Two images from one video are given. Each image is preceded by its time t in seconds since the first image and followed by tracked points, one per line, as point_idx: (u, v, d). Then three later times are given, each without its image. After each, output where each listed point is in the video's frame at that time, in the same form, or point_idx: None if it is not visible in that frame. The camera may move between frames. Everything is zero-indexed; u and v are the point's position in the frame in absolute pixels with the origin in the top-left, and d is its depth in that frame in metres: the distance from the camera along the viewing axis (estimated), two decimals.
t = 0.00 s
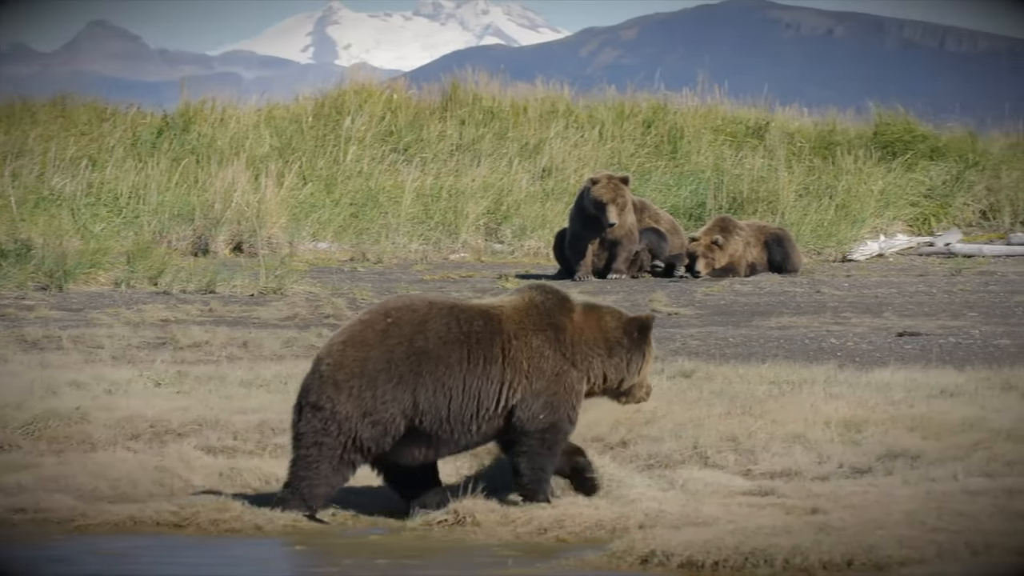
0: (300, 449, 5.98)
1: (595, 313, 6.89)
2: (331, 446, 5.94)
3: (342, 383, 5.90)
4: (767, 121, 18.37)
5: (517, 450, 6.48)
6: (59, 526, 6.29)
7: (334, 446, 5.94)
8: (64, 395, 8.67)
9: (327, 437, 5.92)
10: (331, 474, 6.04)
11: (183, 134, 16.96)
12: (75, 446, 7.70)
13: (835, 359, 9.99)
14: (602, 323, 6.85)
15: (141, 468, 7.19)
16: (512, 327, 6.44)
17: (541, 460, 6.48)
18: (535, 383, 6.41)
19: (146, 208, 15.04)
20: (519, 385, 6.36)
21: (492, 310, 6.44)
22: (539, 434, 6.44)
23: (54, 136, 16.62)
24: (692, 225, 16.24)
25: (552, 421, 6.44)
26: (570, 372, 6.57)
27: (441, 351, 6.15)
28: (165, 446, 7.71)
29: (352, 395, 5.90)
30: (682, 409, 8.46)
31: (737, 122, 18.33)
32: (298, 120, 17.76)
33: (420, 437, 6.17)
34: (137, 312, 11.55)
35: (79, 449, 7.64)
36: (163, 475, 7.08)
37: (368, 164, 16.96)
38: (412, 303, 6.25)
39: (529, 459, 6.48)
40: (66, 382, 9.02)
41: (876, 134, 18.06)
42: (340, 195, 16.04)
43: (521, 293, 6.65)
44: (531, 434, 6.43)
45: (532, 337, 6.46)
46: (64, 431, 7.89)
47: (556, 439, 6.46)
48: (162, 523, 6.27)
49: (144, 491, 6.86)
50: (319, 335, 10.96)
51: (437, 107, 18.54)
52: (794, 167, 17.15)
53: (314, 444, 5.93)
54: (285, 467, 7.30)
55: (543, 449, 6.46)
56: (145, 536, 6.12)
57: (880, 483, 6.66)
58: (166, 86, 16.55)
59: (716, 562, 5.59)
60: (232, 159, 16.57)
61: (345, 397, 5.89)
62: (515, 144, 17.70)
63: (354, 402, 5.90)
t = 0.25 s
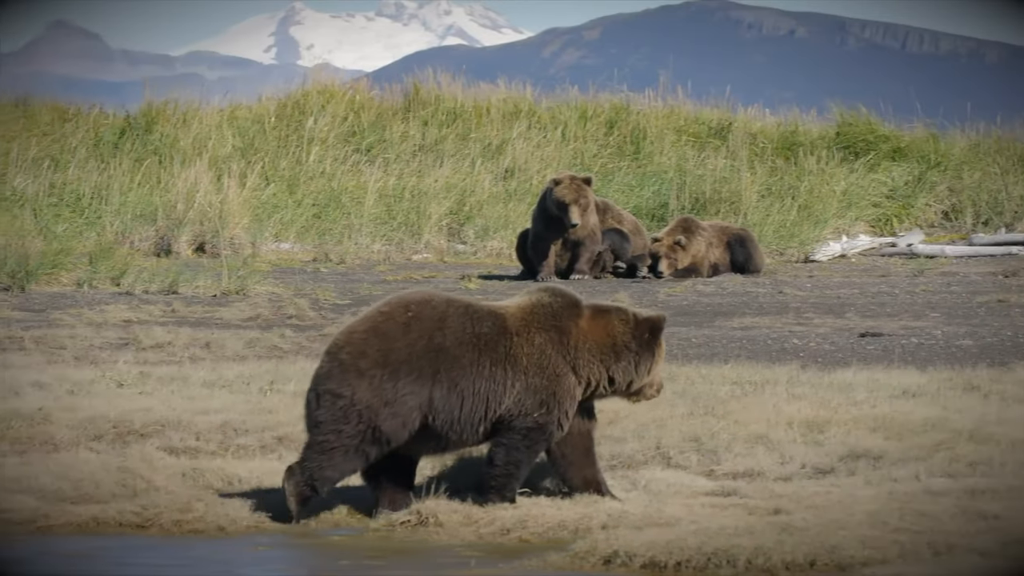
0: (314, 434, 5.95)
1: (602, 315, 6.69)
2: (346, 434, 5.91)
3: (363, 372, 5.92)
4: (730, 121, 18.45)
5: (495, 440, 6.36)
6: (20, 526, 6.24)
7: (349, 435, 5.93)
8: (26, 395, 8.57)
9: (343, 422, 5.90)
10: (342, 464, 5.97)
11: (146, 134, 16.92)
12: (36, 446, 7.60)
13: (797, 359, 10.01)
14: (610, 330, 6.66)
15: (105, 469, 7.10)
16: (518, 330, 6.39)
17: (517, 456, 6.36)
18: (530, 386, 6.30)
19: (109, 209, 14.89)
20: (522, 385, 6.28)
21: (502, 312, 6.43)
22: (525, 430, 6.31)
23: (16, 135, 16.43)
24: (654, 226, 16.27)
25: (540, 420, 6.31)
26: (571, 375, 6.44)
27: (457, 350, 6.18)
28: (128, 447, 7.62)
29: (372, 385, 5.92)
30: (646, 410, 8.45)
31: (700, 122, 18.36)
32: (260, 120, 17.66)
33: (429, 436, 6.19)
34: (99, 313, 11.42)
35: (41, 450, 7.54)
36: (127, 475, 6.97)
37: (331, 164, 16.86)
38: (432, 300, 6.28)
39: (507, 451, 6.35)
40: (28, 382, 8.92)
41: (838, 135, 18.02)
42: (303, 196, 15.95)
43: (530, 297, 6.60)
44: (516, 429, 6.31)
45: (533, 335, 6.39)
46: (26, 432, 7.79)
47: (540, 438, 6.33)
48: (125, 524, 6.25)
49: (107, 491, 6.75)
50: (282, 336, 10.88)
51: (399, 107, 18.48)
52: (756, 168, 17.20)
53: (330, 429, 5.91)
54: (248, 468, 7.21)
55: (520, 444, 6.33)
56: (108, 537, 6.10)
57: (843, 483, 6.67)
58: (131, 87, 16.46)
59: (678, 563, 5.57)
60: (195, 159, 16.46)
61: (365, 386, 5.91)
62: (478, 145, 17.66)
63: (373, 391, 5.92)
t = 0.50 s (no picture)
0: (368, 438, 5.89)
1: (608, 317, 6.65)
2: (401, 430, 5.90)
3: (395, 363, 5.87)
4: (700, 122, 18.29)
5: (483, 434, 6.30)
6: None
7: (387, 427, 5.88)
8: None
9: (394, 420, 5.87)
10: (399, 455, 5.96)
11: (115, 134, 16.86)
12: (4, 446, 7.50)
13: (767, 359, 10.02)
14: (614, 331, 6.61)
15: (75, 469, 7.03)
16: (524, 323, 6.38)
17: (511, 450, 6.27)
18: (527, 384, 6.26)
19: (78, 209, 14.79)
20: (523, 378, 6.25)
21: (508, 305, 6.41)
22: (519, 424, 6.25)
23: None
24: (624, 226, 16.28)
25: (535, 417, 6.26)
26: (570, 375, 6.41)
27: (475, 340, 6.16)
28: (97, 447, 7.54)
29: (405, 375, 5.89)
30: (616, 410, 8.44)
31: (671, 122, 18.36)
32: (230, 120, 17.56)
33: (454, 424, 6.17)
34: (69, 313, 11.32)
35: (10, 450, 7.45)
36: (97, 475, 6.90)
37: (301, 165, 16.77)
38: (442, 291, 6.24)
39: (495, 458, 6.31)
40: None
41: (808, 135, 17.99)
42: (273, 196, 15.85)
43: (539, 297, 6.59)
44: (504, 421, 6.25)
45: (537, 330, 6.36)
46: None
47: (534, 434, 6.27)
48: (95, 525, 6.24)
49: (76, 492, 6.69)
50: (252, 336, 10.80)
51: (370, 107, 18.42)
52: (726, 168, 17.21)
53: (383, 429, 5.86)
54: (219, 468, 7.14)
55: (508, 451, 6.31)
56: (77, 538, 6.10)
57: (813, 483, 6.67)
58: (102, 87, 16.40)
59: (649, 563, 5.56)
60: (165, 159, 16.36)
61: (400, 377, 5.87)
62: (448, 145, 17.60)
63: (407, 382, 5.89)
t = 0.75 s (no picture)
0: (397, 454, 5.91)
1: (611, 318, 6.72)
2: (428, 441, 5.93)
3: (415, 375, 5.86)
4: (665, 121, 18.41)
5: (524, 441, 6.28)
6: None
7: (414, 439, 5.90)
8: None
9: (420, 432, 5.90)
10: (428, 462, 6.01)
11: (81, 135, 16.74)
12: None
13: (734, 360, 10.03)
14: (617, 330, 6.68)
15: (40, 470, 6.96)
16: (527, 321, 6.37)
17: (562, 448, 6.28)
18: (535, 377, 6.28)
19: (43, 210, 14.54)
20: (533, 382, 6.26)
21: (511, 306, 6.38)
22: (543, 420, 6.27)
23: None
24: (590, 227, 16.36)
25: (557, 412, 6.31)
26: (584, 373, 6.45)
27: (484, 343, 6.14)
28: (62, 448, 7.46)
29: (426, 387, 5.88)
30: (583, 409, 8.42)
31: (636, 123, 18.39)
32: (196, 120, 17.46)
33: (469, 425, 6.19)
34: (33, 313, 11.21)
35: None
36: (63, 475, 6.84)
37: (267, 165, 16.67)
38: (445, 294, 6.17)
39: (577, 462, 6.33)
40: None
41: (774, 135, 17.97)
42: (239, 196, 15.75)
43: (542, 296, 6.58)
44: (535, 422, 6.26)
45: (542, 335, 6.35)
46: None
47: (564, 428, 6.31)
48: (61, 525, 6.22)
49: (40, 493, 6.63)
50: (218, 336, 10.72)
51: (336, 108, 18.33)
52: (692, 169, 17.22)
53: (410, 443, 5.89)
54: (184, 468, 7.08)
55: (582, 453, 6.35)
56: (42, 539, 6.08)
57: (779, 483, 6.67)
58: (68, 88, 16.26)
59: (614, 563, 5.53)
60: (131, 159, 16.24)
61: (421, 390, 5.87)
62: (414, 146, 17.53)
63: (429, 394, 5.89)
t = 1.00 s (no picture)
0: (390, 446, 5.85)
1: (623, 321, 6.59)
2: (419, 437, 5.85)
3: (416, 369, 5.78)
4: (635, 122, 18.43)
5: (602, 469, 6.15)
6: None
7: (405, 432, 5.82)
8: None
9: (414, 428, 5.82)
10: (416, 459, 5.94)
11: (50, 135, 16.57)
12: None
13: (703, 360, 10.02)
14: (631, 334, 6.55)
15: (8, 470, 6.89)
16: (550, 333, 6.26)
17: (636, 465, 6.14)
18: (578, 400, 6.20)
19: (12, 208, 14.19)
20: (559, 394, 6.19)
21: (530, 313, 6.27)
22: (616, 443, 6.14)
23: None
24: (558, 228, 16.38)
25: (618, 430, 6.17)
26: (618, 384, 6.33)
27: (496, 347, 6.05)
28: (30, 448, 7.38)
29: (425, 381, 5.81)
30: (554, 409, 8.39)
31: (605, 123, 18.41)
32: (165, 121, 17.37)
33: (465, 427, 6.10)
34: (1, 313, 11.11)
35: None
36: (31, 476, 6.77)
37: (236, 165, 16.56)
38: (460, 293, 6.09)
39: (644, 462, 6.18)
40: None
41: (743, 136, 18.04)
42: (208, 196, 15.65)
43: (558, 304, 6.46)
44: (604, 449, 6.14)
45: (570, 351, 6.24)
46: None
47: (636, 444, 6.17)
48: (30, 526, 6.19)
49: (8, 495, 6.57)
50: (187, 337, 10.64)
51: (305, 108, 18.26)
52: (661, 170, 17.21)
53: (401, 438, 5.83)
54: (153, 468, 7.02)
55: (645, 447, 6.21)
56: (11, 539, 6.04)
57: (748, 483, 6.67)
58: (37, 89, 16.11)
59: (584, 563, 5.51)
60: (100, 160, 16.13)
61: (420, 384, 5.79)
62: (383, 146, 17.47)
63: (428, 388, 5.81)
